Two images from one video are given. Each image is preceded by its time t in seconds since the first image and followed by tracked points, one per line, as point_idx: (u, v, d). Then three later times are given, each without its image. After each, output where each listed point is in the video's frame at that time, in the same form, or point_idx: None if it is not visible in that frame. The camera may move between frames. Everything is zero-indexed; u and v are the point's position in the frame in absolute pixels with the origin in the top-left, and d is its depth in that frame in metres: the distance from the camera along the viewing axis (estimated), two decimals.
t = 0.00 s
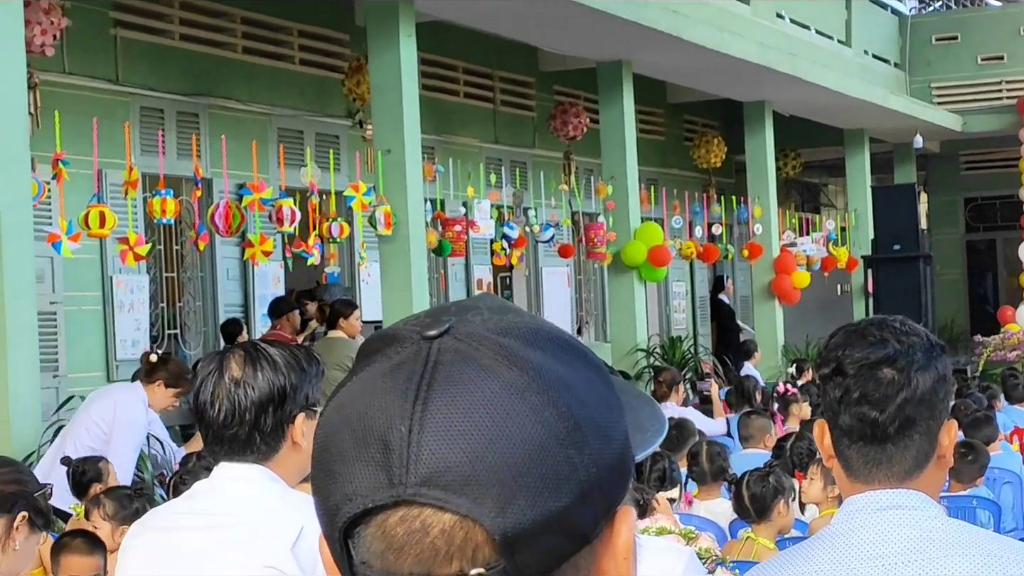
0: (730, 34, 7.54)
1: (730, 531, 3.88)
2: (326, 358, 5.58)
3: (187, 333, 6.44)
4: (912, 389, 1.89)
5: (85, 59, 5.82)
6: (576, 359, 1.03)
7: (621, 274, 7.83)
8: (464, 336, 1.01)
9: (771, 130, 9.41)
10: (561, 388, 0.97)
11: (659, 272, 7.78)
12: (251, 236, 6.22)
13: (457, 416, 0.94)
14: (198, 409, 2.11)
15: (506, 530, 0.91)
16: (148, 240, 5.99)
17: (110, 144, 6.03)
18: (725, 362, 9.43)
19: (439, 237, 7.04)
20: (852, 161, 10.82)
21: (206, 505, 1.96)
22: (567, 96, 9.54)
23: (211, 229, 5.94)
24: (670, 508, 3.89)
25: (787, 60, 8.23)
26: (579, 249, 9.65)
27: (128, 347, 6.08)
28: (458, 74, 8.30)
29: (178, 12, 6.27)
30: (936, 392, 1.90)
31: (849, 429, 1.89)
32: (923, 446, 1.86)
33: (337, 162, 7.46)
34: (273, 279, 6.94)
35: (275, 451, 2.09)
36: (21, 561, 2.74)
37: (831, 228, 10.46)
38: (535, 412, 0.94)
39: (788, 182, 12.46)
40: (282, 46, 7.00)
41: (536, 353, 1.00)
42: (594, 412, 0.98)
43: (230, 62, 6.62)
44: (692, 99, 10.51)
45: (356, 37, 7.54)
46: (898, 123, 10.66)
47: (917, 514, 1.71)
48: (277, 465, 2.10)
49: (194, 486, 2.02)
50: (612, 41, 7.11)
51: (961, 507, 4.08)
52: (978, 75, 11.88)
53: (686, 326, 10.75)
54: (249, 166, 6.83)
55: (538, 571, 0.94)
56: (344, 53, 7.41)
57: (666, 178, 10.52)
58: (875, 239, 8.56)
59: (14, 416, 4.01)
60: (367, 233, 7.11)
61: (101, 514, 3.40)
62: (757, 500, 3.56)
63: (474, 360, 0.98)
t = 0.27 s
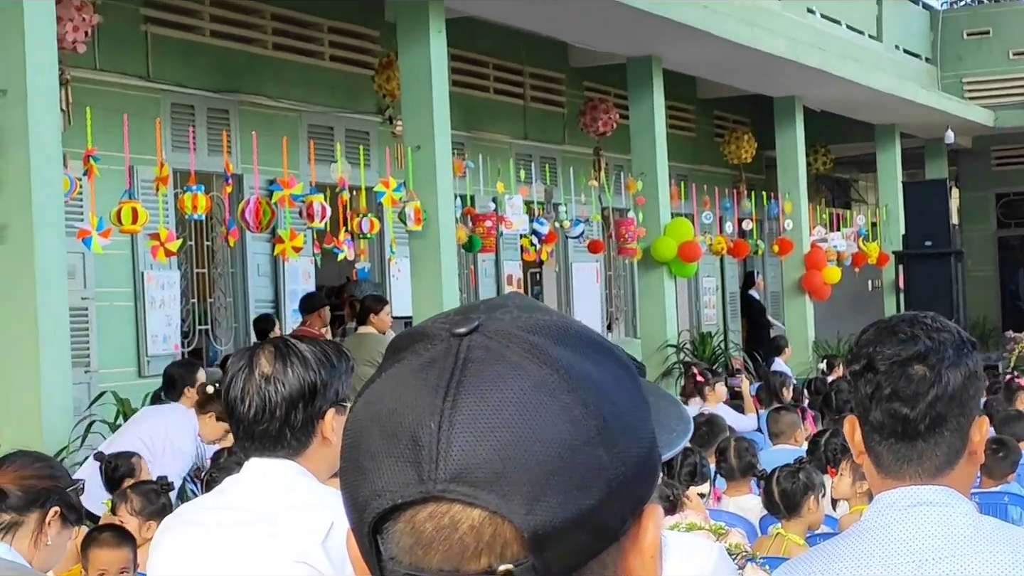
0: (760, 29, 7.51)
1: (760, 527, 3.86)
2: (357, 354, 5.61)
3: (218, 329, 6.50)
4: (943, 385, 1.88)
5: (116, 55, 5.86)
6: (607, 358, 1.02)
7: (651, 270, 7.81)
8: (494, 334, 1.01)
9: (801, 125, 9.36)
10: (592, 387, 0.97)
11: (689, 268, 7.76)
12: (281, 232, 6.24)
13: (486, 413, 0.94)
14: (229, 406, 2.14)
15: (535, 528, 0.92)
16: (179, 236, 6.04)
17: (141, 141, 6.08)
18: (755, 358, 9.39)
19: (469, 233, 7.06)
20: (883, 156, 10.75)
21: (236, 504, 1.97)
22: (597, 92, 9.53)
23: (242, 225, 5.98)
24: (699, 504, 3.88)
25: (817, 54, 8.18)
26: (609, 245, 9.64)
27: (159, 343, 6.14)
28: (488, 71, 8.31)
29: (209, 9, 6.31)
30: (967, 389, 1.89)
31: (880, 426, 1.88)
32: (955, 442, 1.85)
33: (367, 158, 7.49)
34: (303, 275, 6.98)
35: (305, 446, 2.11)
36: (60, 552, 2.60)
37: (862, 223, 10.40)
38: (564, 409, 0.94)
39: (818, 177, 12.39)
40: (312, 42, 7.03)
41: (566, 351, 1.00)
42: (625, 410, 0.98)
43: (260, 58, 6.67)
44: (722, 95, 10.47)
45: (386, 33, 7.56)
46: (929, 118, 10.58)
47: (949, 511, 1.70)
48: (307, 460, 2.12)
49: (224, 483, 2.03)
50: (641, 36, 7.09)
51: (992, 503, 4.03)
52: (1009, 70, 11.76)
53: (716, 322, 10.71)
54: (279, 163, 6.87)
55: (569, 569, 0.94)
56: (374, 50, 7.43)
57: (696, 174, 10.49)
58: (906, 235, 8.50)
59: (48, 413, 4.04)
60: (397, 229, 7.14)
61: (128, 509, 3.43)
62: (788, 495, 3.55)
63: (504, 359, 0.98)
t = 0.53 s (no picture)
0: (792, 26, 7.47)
1: (791, 525, 3.84)
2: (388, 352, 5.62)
3: (250, 326, 6.53)
4: (975, 384, 1.87)
5: (148, 53, 5.91)
6: (634, 358, 1.02)
7: (681, 268, 7.79)
8: (521, 333, 1.01)
9: (833, 123, 9.30)
10: (618, 386, 0.97)
11: (720, 266, 7.73)
12: (312, 229, 6.26)
13: (513, 412, 0.94)
14: (260, 403, 2.16)
15: (561, 527, 0.92)
16: (210, 234, 6.08)
17: (173, 139, 6.13)
18: (786, 356, 9.34)
19: (500, 231, 7.06)
20: (915, 154, 10.66)
21: (267, 501, 1.99)
22: (627, 90, 9.51)
23: (273, 222, 6.01)
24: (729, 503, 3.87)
25: (849, 52, 8.13)
26: (640, 243, 9.61)
27: (190, 340, 6.20)
28: (518, 68, 8.31)
29: (240, 8, 6.35)
30: (999, 388, 1.88)
31: (911, 424, 1.86)
32: (986, 441, 1.84)
33: (398, 155, 7.52)
34: (334, 272, 7.01)
35: (336, 444, 2.12)
36: (91, 549, 2.60)
37: (894, 221, 10.33)
38: (591, 409, 0.94)
39: (850, 175, 12.31)
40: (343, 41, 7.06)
41: (593, 350, 1.00)
42: (652, 410, 0.98)
43: (291, 57, 6.70)
44: (753, 92, 10.42)
45: (417, 31, 7.58)
46: (962, 116, 10.49)
47: (980, 509, 1.69)
48: (339, 458, 2.13)
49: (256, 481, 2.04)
50: (671, 34, 7.07)
51: None
52: None
53: (747, 320, 10.67)
54: (310, 161, 6.91)
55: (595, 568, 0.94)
56: (404, 48, 7.45)
57: (727, 172, 10.45)
58: (938, 233, 8.43)
59: (81, 410, 4.09)
60: (427, 226, 7.16)
61: (158, 504, 3.46)
62: (823, 495, 3.53)
63: (531, 357, 0.98)
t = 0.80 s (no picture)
0: (822, 25, 7.44)
1: (820, 523, 3.82)
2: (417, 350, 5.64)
3: (279, 325, 6.58)
4: (1005, 383, 1.85)
5: (177, 52, 5.96)
6: (669, 357, 1.01)
7: (710, 267, 7.77)
8: (553, 330, 1.01)
9: (863, 121, 9.24)
10: (649, 386, 0.96)
11: (749, 264, 7.70)
12: (342, 228, 6.28)
13: (542, 410, 0.94)
14: (291, 401, 2.18)
15: (587, 528, 0.91)
16: (240, 233, 6.12)
17: (203, 138, 6.18)
18: (815, 355, 9.29)
19: (529, 230, 7.06)
20: (946, 153, 10.58)
21: (294, 499, 2.00)
22: (657, 89, 9.50)
23: (303, 221, 6.04)
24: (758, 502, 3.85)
25: (880, 50, 8.08)
26: (669, 241, 9.60)
27: (220, 339, 6.23)
28: (547, 67, 8.31)
29: (270, 7, 6.39)
30: None
31: (940, 423, 1.85)
32: (1016, 441, 1.83)
33: (427, 154, 7.54)
34: (363, 271, 7.04)
35: (366, 443, 2.13)
36: (119, 544, 2.65)
37: (924, 220, 10.26)
38: (620, 410, 0.94)
39: (880, 174, 12.23)
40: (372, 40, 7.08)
41: (626, 348, 0.99)
42: (683, 411, 0.96)
43: (320, 55, 6.74)
44: (782, 91, 10.38)
45: (446, 30, 7.60)
46: (994, 114, 10.40)
47: (1009, 509, 1.68)
48: (368, 456, 2.14)
49: (287, 479, 2.06)
50: (700, 32, 7.05)
51: None
52: None
53: (776, 319, 10.63)
54: (340, 160, 6.94)
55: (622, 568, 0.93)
56: (434, 47, 7.47)
57: (756, 171, 10.40)
58: (969, 232, 8.37)
59: (110, 408, 4.12)
60: (456, 226, 7.18)
61: (187, 501, 3.51)
62: (852, 494, 3.51)
63: (562, 355, 0.98)
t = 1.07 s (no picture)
0: (849, 23, 7.40)
1: (847, 522, 3.80)
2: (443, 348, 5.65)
3: (305, 323, 6.62)
4: None
5: (205, 52, 6.01)
6: (695, 356, 1.01)
7: (737, 265, 7.74)
8: (578, 328, 1.02)
9: (891, 119, 9.18)
10: (673, 385, 0.96)
11: (776, 263, 7.67)
12: (369, 227, 6.30)
13: (564, 409, 0.94)
14: (317, 399, 2.20)
15: (607, 527, 0.91)
16: (266, 231, 6.16)
17: (230, 137, 6.22)
18: (842, 354, 9.24)
19: (555, 228, 7.06)
20: (974, 151, 10.50)
21: (319, 496, 2.02)
22: (683, 87, 9.47)
23: (329, 219, 6.07)
24: (784, 500, 3.84)
25: (907, 48, 8.03)
26: (695, 240, 9.58)
27: (247, 337, 6.27)
28: (574, 65, 8.30)
29: (297, 6, 6.42)
30: None
31: (967, 421, 1.85)
32: None
33: (454, 153, 7.56)
34: (390, 269, 7.07)
35: (392, 440, 2.15)
36: (148, 543, 2.68)
37: (952, 218, 10.19)
38: (644, 409, 0.94)
39: (907, 172, 12.16)
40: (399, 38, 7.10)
41: (651, 346, 0.99)
42: (708, 411, 0.96)
43: (347, 54, 6.77)
44: (809, 88, 10.33)
45: (472, 29, 7.61)
46: None
47: None
48: (394, 454, 2.16)
49: (313, 477, 2.07)
50: (727, 30, 7.03)
51: None
52: None
53: (803, 318, 10.58)
54: (367, 158, 6.96)
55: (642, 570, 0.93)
56: (460, 45, 7.48)
57: (783, 169, 10.36)
58: (998, 231, 8.30)
59: (138, 405, 4.16)
60: (482, 224, 7.19)
61: (215, 498, 3.55)
62: (878, 492, 3.50)
63: (587, 353, 0.98)
